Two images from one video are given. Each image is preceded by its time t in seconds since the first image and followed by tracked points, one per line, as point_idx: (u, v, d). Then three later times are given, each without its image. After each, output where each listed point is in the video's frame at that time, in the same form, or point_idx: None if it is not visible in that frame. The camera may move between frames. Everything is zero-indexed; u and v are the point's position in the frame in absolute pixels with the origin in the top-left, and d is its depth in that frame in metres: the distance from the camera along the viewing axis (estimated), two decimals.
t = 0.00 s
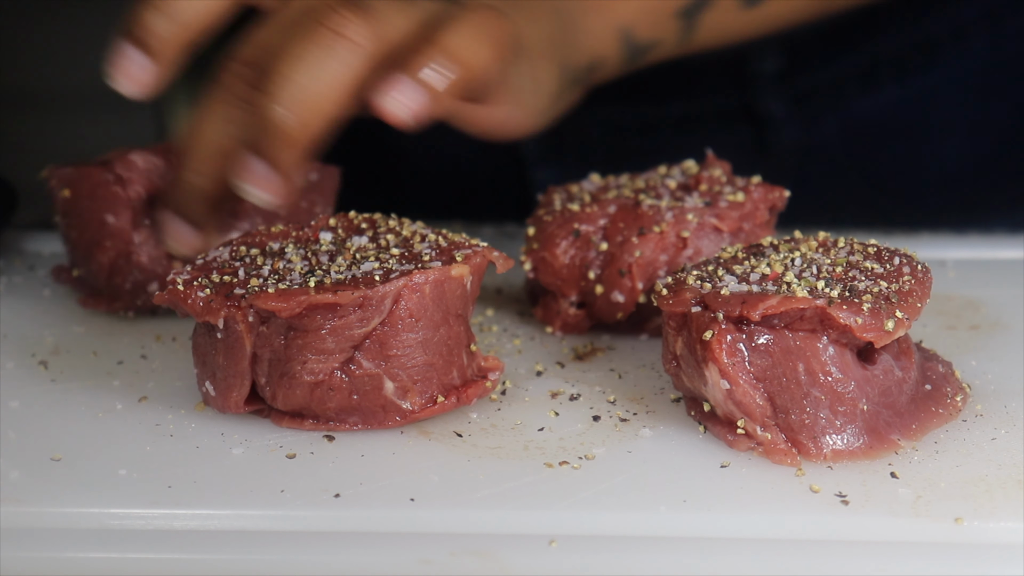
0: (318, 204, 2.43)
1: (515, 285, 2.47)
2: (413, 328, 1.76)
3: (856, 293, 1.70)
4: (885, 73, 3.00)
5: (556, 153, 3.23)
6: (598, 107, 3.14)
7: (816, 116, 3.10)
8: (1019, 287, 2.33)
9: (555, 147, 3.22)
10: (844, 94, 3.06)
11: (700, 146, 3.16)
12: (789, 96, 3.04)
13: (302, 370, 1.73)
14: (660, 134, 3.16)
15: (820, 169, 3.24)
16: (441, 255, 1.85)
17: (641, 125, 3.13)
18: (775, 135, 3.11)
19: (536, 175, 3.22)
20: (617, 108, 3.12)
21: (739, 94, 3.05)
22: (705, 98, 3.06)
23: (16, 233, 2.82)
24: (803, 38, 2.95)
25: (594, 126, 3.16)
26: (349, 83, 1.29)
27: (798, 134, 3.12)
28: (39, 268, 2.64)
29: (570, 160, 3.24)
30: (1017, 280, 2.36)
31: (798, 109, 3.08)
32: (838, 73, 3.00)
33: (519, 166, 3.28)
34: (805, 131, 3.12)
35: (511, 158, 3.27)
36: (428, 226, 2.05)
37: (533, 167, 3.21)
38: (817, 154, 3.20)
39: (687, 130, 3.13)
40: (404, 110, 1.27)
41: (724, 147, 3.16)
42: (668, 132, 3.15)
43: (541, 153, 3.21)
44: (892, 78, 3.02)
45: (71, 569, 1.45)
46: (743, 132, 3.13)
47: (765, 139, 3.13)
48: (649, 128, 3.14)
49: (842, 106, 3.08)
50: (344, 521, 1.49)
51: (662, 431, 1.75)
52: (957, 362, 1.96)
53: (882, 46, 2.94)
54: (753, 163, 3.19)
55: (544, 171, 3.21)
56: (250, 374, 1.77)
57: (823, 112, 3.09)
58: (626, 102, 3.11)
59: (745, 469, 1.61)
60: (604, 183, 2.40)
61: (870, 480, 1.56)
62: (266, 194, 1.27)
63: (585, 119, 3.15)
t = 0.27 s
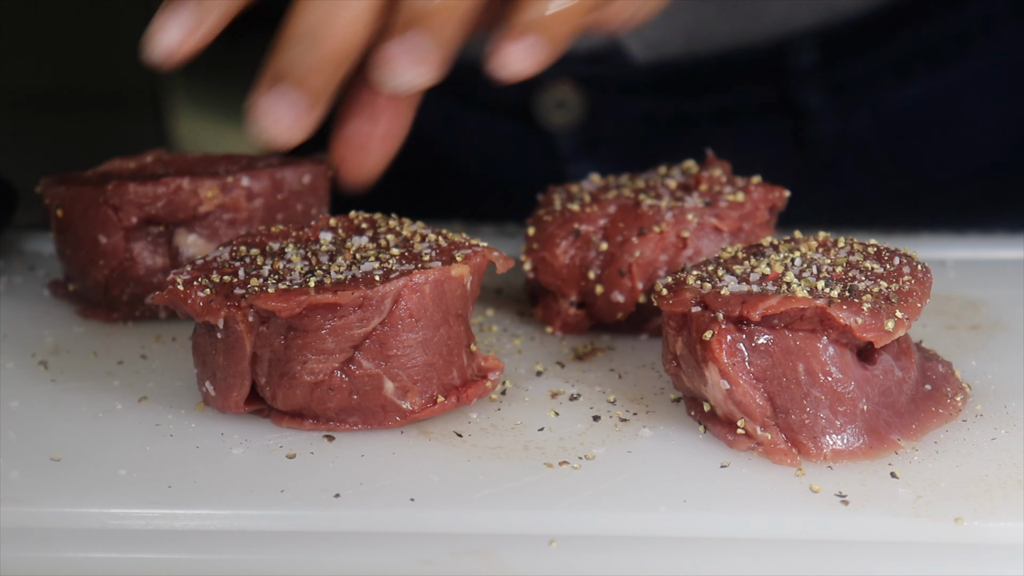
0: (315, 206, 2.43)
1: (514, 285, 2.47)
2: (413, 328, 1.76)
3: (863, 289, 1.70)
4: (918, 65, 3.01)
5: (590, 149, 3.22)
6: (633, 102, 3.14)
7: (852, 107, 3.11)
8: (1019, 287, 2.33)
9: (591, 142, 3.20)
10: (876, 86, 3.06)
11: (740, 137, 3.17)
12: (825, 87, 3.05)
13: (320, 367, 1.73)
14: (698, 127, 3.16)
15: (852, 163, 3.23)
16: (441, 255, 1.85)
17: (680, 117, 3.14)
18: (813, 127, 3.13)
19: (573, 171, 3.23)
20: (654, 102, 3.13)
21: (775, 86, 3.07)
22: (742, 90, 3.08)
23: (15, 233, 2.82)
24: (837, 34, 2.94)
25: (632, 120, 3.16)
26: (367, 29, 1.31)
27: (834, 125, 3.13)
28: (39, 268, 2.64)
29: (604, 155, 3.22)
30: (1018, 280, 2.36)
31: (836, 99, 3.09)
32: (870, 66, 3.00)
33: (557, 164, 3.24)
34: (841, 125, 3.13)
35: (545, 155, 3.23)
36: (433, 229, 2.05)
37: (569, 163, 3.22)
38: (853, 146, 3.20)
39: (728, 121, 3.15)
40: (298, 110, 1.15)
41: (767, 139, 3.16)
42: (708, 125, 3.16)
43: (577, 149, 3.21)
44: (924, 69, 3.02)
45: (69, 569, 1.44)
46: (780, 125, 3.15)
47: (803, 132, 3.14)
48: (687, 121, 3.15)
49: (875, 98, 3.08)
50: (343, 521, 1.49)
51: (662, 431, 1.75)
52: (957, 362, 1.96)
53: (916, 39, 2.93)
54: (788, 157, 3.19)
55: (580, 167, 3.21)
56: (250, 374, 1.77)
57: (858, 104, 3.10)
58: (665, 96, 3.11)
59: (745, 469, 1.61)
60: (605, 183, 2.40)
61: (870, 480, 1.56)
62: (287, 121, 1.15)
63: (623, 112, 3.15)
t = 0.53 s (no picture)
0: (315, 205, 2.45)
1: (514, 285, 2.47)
2: (413, 328, 1.76)
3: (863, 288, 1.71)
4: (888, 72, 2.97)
5: (564, 153, 3.24)
6: (602, 106, 3.16)
7: (823, 112, 3.06)
8: (1019, 287, 2.33)
9: (562, 147, 3.23)
10: (847, 91, 3.02)
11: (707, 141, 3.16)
12: (793, 92, 3.01)
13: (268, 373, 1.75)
14: (665, 132, 3.15)
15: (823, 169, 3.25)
16: (441, 255, 1.85)
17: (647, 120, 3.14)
18: (780, 132, 3.10)
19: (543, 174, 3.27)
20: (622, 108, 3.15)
21: (741, 91, 3.05)
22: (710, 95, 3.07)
23: (17, 233, 2.82)
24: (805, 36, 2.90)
25: (602, 124, 3.17)
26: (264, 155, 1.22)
27: (805, 129, 3.10)
28: (39, 268, 2.64)
29: (579, 159, 3.25)
30: (1018, 280, 2.36)
31: (804, 106, 3.05)
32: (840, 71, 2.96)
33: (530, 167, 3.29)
34: (811, 129, 3.09)
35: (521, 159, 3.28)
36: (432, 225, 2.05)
37: (540, 166, 3.26)
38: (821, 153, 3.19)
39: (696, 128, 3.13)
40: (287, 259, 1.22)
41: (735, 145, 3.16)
42: (675, 130, 3.15)
43: (549, 153, 3.23)
44: (895, 75, 2.99)
45: (69, 570, 1.44)
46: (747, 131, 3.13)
47: (771, 136, 3.12)
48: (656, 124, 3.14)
49: (846, 104, 3.04)
50: (343, 521, 1.49)
51: (662, 431, 1.75)
52: (957, 362, 1.96)
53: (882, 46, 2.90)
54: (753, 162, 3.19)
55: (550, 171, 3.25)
56: (250, 374, 1.77)
57: (829, 109, 3.06)
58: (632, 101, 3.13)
59: (745, 469, 1.61)
60: (605, 183, 2.40)
61: (870, 479, 1.56)
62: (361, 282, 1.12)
63: (591, 117, 3.17)
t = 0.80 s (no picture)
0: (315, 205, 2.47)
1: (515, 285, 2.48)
2: (471, 318, 1.81)
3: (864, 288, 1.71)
4: (876, 69, 2.98)
5: (551, 151, 3.15)
6: (588, 105, 3.06)
7: (808, 110, 3.05)
8: (1019, 287, 2.33)
9: (548, 144, 3.13)
10: (833, 90, 3.01)
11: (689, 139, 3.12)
12: (778, 90, 2.98)
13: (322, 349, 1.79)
14: (649, 130, 3.11)
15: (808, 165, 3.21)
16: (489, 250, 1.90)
17: (631, 119, 3.08)
18: (764, 129, 3.08)
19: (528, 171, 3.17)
20: (611, 104, 3.06)
21: (728, 89, 3.00)
22: (693, 93, 3.02)
23: (17, 233, 2.83)
24: (793, 34, 2.87)
25: (588, 122, 3.09)
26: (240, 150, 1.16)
27: (789, 127, 3.09)
28: (39, 268, 2.64)
29: (564, 158, 3.17)
30: (1018, 280, 2.36)
31: (788, 104, 3.03)
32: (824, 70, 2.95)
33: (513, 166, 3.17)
34: (795, 128, 3.10)
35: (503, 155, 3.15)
36: (417, 203, 2.09)
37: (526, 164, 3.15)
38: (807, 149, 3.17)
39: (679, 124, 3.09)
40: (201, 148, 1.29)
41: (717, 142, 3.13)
42: (658, 127, 3.11)
43: (535, 151, 3.12)
44: (884, 72, 2.99)
45: (70, 569, 1.43)
46: (733, 129, 3.10)
47: (757, 135, 3.10)
48: (639, 123, 3.09)
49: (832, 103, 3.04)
50: (343, 521, 1.49)
51: (662, 431, 1.75)
52: (957, 362, 1.96)
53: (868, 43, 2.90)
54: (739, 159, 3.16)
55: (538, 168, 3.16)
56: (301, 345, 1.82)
57: (814, 107, 3.05)
58: (619, 99, 3.04)
59: (745, 470, 1.61)
60: (604, 183, 2.40)
61: (870, 479, 1.56)
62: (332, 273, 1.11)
63: (577, 115, 3.08)
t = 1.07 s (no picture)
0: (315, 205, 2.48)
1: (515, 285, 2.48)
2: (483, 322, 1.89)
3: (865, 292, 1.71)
4: (885, 66, 2.99)
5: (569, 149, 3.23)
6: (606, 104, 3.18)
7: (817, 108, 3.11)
8: (1019, 287, 2.33)
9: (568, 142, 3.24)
10: (843, 87, 3.06)
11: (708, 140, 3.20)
12: (787, 87, 3.06)
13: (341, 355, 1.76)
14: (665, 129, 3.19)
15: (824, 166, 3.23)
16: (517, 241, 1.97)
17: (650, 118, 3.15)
18: (774, 128, 3.15)
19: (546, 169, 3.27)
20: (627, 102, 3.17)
21: (737, 87, 3.10)
22: (705, 89, 3.12)
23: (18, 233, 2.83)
24: (801, 32, 2.95)
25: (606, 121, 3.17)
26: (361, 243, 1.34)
27: (799, 125, 3.14)
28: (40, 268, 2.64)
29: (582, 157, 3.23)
30: (1018, 281, 2.36)
31: (798, 101, 3.09)
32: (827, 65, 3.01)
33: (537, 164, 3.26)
34: (805, 126, 3.14)
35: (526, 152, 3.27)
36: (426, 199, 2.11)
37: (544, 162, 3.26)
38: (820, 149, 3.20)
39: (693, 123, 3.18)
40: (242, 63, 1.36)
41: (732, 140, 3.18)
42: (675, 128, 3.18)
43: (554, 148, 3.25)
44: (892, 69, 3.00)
45: (70, 569, 1.43)
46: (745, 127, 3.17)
47: (766, 134, 3.16)
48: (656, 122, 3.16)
49: (842, 99, 3.08)
50: (345, 520, 1.50)
51: (662, 431, 1.75)
52: (957, 363, 1.96)
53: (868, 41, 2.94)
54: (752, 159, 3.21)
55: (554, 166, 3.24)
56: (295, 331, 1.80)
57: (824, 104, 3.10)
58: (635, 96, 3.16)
59: (745, 469, 1.61)
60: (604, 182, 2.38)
61: (870, 479, 1.56)
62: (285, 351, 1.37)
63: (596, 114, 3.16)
